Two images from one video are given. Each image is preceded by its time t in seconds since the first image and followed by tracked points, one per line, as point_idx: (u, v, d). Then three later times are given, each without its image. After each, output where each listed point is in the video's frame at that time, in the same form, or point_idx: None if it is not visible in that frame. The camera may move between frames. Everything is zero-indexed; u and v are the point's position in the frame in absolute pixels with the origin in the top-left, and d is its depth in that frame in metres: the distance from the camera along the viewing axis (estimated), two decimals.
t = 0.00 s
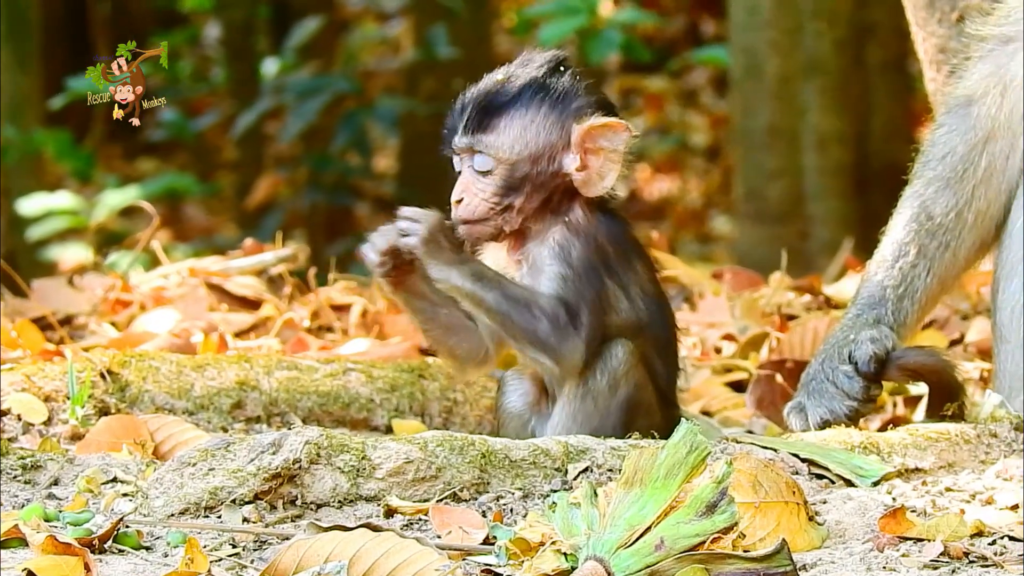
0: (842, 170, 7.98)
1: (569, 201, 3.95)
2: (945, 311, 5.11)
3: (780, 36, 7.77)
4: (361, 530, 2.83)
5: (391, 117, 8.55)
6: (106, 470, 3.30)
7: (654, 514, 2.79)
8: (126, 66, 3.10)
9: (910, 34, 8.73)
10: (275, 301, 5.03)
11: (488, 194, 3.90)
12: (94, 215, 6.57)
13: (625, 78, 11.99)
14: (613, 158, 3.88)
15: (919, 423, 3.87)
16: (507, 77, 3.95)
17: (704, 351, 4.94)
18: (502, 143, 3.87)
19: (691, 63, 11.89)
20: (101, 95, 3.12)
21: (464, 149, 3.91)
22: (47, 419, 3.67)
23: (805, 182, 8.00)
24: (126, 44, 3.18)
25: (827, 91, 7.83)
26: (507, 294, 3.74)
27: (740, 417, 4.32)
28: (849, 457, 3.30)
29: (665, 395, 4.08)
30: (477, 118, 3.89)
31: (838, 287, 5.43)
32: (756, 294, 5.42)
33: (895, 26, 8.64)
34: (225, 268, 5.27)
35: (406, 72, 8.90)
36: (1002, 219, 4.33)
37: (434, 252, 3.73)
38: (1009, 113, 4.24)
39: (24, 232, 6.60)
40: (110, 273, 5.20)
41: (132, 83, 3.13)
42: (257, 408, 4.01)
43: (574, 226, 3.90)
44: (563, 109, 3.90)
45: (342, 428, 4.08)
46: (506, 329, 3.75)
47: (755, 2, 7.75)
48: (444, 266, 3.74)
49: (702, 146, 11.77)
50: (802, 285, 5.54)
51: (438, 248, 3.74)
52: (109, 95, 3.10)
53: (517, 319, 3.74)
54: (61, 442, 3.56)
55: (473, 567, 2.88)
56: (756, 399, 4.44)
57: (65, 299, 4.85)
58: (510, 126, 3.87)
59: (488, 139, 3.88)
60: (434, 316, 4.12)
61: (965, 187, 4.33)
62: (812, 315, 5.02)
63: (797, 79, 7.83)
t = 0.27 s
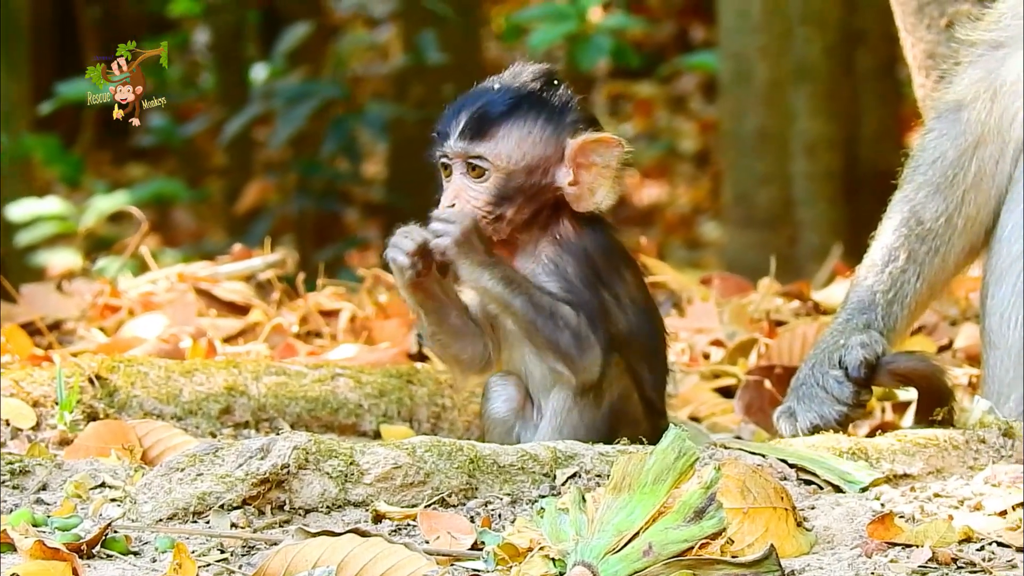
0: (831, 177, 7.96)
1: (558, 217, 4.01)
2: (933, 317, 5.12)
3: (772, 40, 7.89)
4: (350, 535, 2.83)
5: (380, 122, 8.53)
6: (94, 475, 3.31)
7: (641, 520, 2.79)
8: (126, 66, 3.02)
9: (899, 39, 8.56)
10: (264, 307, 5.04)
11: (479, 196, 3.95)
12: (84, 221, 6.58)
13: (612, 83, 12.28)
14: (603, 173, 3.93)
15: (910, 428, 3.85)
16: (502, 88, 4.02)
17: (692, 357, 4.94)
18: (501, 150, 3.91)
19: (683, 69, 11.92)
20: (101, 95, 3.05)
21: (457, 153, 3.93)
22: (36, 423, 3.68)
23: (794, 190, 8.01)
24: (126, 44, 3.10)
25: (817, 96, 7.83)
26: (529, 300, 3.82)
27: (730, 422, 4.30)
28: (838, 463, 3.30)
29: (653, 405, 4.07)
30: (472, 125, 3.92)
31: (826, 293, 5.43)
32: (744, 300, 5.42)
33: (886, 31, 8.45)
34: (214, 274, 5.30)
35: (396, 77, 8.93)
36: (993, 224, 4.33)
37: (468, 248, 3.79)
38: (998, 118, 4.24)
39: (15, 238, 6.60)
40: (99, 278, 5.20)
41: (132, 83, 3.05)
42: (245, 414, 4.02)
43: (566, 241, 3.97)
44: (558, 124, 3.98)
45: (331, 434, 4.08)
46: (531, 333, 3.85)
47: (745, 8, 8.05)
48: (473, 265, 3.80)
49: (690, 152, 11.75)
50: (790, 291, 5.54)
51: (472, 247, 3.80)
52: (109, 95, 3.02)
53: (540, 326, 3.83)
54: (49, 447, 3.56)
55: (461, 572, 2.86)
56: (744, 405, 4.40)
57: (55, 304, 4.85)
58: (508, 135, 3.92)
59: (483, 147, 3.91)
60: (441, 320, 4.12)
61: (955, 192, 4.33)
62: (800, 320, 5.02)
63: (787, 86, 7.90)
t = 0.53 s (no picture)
0: (819, 182, 8.08)
1: (552, 226, 3.97)
2: (922, 322, 5.11)
3: (760, 47, 7.90)
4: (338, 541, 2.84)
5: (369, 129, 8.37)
6: (83, 480, 3.31)
7: (630, 526, 2.85)
8: (126, 67, 3.10)
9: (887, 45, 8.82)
10: (253, 312, 5.04)
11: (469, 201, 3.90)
12: (72, 226, 6.58)
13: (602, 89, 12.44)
14: (596, 182, 3.90)
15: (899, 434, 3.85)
16: (497, 94, 3.98)
17: (681, 362, 4.95)
18: (489, 156, 3.87)
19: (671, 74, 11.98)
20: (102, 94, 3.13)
21: (447, 159, 3.90)
22: (24, 428, 3.69)
23: (783, 195, 8.11)
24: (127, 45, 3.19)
25: (805, 100, 7.96)
26: (536, 306, 3.78)
27: (718, 428, 4.32)
28: (827, 469, 3.30)
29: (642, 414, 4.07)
30: (464, 132, 3.89)
31: (815, 298, 5.42)
32: (733, 305, 5.41)
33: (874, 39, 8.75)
34: (203, 279, 5.29)
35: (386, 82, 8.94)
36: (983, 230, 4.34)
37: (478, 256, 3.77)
38: (988, 123, 4.25)
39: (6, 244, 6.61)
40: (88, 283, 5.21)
41: (132, 82, 3.13)
42: (234, 419, 4.01)
43: (562, 251, 3.94)
44: (550, 132, 3.93)
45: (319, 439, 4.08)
46: (536, 340, 3.79)
47: (733, 13, 7.93)
48: (483, 272, 3.77)
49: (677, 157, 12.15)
50: (780, 296, 5.53)
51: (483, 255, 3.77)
52: (109, 94, 3.10)
53: (546, 331, 3.78)
54: (37, 452, 3.56)
55: None
56: (732, 411, 4.38)
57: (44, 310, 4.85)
58: (498, 141, 3.88)
59: (473, 154, 3.88)
60: (444, 325, 4.06)
61: (944, 198, 4.34)
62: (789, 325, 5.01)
63: (776, 90, 7.96)
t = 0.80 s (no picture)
0: (812, 185, 8.32)
1: (542, 236, 3.97)
2: (913, 325, 5.11)
3: (752, 50, 8.08)
4: (329, 543, 2.83)
5: (362, 131, 8.37)
6: (73, 482, 3.32)
7: (621, 527, 2.87)
8: (126, 67, 3.05)
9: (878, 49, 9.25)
10: (244, 314, 5.04)
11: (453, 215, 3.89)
12: (63, 229, 6.58)
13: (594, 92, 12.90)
14: (580, 188, 3.89)
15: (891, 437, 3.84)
16: (478, 106, 3.96)
17: (671, 365, 4.95)
18: (472, 173, 3.86)
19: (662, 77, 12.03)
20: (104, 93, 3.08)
21: (432, 177, 3.90)
22: (15, 431, 3.69)
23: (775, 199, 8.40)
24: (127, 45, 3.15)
25: (797, 105, 8.15)
26: (529, 319, 3.78)
27: (709, 432, 4.32)
28: (818, 472, 3.30)
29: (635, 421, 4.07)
30: (445, 150, 3.88)
31: (806, 301, 5.42)
32: (725, 308, 5.42)
33: (865, 42, 9.20)
34: (194, 280, 5.27)
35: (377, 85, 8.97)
36: (974, 232, 4.40)
37: (471, 273, 3.76)
38: (980, 125, 4.33)
39: None
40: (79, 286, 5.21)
41: (132, 81, 3.07)
42: (225, 421, 4.01)
43: (552, 262, 3.95)
44: (531, 141, 3.91)
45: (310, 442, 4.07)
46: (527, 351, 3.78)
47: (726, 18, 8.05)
48: (476, 287, 3.76)
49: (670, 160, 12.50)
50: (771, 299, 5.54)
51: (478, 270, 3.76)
52: (111, 94, 3.04)
53: (537, 345, 3.77)
54: (28, 455, 3.56)
55: None
56: (724, 414, 4.41)
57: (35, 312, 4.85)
58: (480, 157, 3.87)
59: (455, 171, 3.87)
60: (440, 330, 4.10)
61: (936, 199, 4.39)
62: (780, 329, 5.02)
63: (769, 93, 8.15)
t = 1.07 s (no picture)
0: (802, 186, 8.50)
1: (527, 238, 3.91)
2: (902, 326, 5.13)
3: (742, 50, 8.20)
4: (319, 543, 2.83)
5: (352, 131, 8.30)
6: (63, 482, 3.32)
7: (611, 528, 2.88)
8: (126, 67, 2.95)
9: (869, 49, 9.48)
10: (235, 316, 5.04)
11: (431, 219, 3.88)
12: (53, 230, 6.59)
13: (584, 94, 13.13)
14: (554, 190, 3.81)
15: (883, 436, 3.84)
16: (463, 107, 3.93)
17: (661, 366, 4.95)
18: (447, 174, 3.86)
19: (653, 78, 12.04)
20: (101, 95, 2.97)
21: (413, 175, 3.93)
22: (5, 432, 3.69)
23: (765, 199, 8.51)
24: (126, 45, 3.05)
25: (786, 107, 8.37)
26: (500, 318, 3.75)
27: (699, 432, 4.32)
28: (808, 472, 3.30)
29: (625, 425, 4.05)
30: (424, 150, 3.89)
31: (796, 302, 5.42)
32: (715, 308, 5.43)
33: (857, 43, 9.41)
34: (184, 282, 5.28)
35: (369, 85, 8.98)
36: (965, 232, 4.44)
37: (442, 266, 3.78)
38: (971, 126, 4.38)
39: None
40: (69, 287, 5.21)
41: (130, 81, 2.98)
42: (215, 421, 4.01)
43: (536, 264, 3.89)
44: (508, 142, 3.82)
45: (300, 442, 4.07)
46: (496, 353, 3.76)
47: (715, 19, 8.18)
48: (448, 282, 3.78)
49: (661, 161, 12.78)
50: (761, 300, 5.55)
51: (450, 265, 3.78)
52: (108, 95, 2.95)
53: (505, 343, 3.74)
54: (18, 455, 3.57)
55: None
56: (714, 415, 4.39)
57: (25, 313, 4.85)
58: (454, 158, 3.86)
59: (431, 171, 3.88)
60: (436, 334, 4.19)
61: (928, 199, 4.43)
62: (770, 329, 5.02)
63: (759, 95, 8.32)
